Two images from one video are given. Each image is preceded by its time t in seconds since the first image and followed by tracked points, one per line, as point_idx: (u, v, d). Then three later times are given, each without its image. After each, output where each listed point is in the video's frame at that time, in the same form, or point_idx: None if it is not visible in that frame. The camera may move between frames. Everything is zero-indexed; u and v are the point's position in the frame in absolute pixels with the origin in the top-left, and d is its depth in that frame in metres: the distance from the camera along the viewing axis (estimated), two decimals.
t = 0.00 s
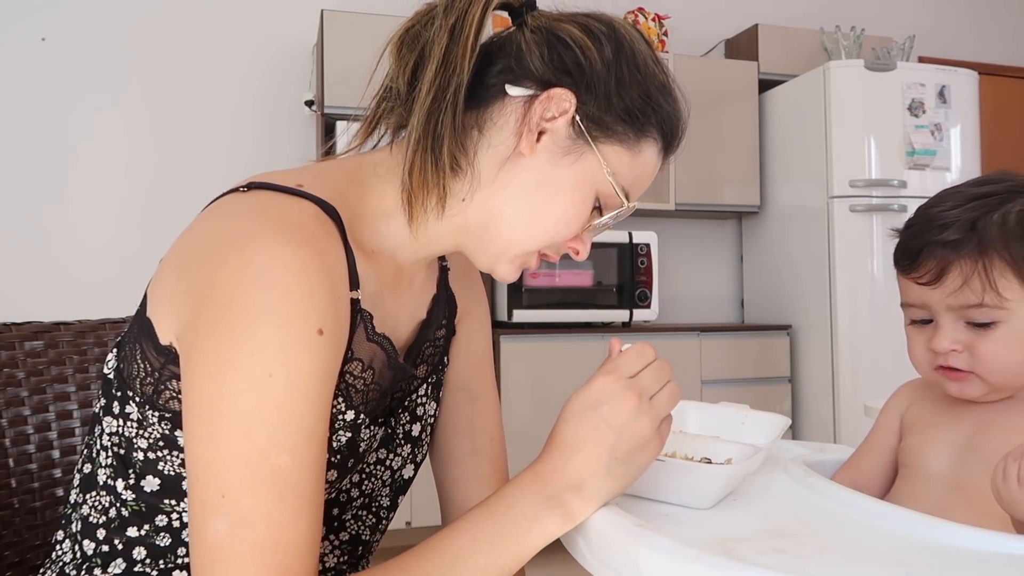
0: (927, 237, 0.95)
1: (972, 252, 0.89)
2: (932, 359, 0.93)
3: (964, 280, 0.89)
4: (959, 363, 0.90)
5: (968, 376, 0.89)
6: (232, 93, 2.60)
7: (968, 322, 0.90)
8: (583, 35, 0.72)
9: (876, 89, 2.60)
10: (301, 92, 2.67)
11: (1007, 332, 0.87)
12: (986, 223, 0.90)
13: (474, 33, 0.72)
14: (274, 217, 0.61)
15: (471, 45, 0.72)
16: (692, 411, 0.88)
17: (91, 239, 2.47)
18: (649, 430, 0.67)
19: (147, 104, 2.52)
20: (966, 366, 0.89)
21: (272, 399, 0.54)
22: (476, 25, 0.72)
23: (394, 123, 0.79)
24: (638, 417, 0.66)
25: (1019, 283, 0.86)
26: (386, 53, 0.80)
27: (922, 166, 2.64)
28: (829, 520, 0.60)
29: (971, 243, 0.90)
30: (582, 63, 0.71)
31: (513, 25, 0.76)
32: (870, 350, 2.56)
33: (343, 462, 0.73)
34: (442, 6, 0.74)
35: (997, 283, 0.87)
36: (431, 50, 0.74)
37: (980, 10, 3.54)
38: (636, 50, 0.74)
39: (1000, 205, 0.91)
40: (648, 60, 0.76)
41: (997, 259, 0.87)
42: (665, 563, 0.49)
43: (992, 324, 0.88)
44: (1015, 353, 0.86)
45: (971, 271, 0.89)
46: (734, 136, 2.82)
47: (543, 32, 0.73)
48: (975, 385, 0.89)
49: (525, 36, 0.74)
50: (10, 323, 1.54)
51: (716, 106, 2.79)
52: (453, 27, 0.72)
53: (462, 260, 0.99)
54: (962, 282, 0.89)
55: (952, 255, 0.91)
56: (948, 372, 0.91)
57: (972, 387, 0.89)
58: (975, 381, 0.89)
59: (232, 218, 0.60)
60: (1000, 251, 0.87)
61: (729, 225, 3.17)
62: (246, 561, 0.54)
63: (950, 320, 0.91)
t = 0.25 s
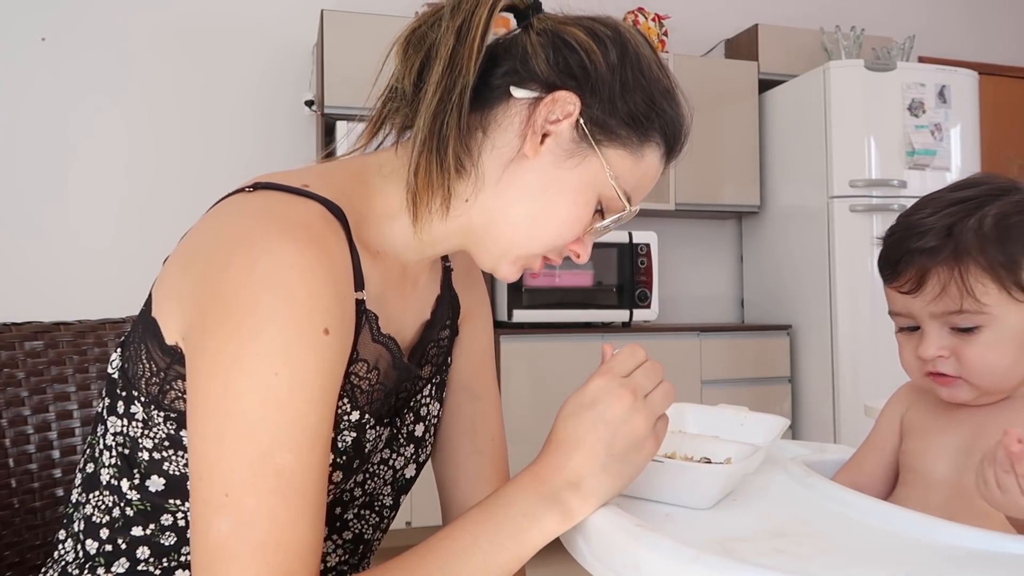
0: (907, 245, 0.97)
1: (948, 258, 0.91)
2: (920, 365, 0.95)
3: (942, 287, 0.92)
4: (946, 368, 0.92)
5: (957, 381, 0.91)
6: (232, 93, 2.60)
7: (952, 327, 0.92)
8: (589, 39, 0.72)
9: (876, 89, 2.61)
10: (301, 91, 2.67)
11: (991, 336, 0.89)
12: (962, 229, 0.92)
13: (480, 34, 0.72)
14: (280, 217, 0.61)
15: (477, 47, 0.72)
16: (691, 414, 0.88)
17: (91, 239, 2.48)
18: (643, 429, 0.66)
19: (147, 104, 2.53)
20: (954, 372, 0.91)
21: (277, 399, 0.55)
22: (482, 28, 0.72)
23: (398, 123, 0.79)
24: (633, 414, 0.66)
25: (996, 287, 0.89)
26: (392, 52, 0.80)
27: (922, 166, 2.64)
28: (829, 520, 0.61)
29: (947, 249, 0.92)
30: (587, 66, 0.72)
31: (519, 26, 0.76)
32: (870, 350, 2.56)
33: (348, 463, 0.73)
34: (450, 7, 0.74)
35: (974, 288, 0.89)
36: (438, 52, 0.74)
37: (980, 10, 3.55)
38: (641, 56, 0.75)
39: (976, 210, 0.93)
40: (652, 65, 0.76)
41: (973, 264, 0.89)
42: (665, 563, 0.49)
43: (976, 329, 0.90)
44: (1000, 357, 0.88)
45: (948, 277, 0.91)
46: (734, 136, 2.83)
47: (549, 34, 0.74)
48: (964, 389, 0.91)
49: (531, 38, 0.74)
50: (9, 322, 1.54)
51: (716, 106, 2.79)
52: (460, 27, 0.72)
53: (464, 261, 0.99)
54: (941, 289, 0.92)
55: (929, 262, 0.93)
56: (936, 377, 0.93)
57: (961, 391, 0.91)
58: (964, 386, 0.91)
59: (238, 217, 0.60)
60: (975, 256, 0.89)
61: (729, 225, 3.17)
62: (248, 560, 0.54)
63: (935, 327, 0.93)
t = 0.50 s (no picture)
0: (896, 253, 0.99)
1: (936, 265, 0.93)
2: (916, 371, 0.95)
3: (931, 294, 0.93)
4: (942, 374, 0.92)
5: (952, 388, 0.91)
6: (231, 91, 2.60)
7: (945, 333, 0.92)
8: (593, 46, 0.73)
9: (876, 89, 2.61)
10: (301, 91, 2.67)
11: (983, 342, 0.90)
12: (950, 235, 0.93)
13: (487, 38, 0.72)
14: (284, 216, 0.61)
15: (484, 52, 0.72)
16: (691, 415, 0.88)
17: (91, 240, 2.47)
18: (645, 427, 0.67)
19: (147, 104, 2.53)
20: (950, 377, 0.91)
21: (280, 399, 0.54)
22: (490, 34, 0.72)
23: (403, 126, 0.79)
24: (635, 414, 0.67)
25: (985, 293, 0.90)
26: (398, 56, 0.81)
27: (922, 166, 2.64)
28: (829, 520, 0.61)
29: (935, 257, 0.93)
30: (592, 74, 0.72)
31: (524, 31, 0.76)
32: (871, 350, 2.56)
33: (349, 464, 0.74)
34: (457, 10, 0.74)
35: (963, 294, 0.91)
36: (444, 54, 0.74)
37: (980, 10, 3.54)
38: (645, 64, 0.75)
39: (964, 215, 0.94)
40: (656, 73, 0.76)
41: (960, 271, 0.91)
42: (666, 563, 0.49)
43: (967, 335, 0.91)
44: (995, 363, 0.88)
45: (937, 285, 0.93)
46: (734, 136, 2.83)
47: (554, 40, 0.74)
48: (962, 396, 0.91)
49: (537, 43, 0.74)
50: (8, 322, 1.54)
51: (716, 106, 2.79)
52: (467, 32, 0.73)
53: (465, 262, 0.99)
54: (931, 295, 0.93)
55: (918, 269, 0.95)
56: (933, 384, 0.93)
57: (958, 398, 0.91)
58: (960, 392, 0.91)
59: (242, 217, 0.61)
60: (962, 263, 0.91)
61: (729, 225, 3.17)
62: (251, 560, 0.54)
63: (928, 334, 0.93)
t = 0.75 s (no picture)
0: (904, 250, 1.00)
1: (945, 262, 0.94)
2: (923, 369, 0.96)
3: (940, 290, 0.94)
4: (948, 373, 0.93)
5: (960, 388, 0.92)
6: (230, 91, 2.60)
7: (952, 331, 0.93)
8: (601, 52, 0.73)
9: (876, 89, 2.61)
10: (301, 91, 2.66)
11: (991, 338, 0.90)
12: (960, 231, 0.95)
13: (495, 43, 0.72)
14: (291, 214, 0.61)
15: (492, 57, 0.72)
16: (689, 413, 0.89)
17: (91, 239, 2.47)
18: (659, 402, 0.67)
19: (146, 104, 2.52)
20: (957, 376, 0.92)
21: (303, 388, 0.54)
22: (498, 36, 0.72)
23: (409, 129, 0.79)
24: (652, 389, 0.67)
25: (994, 289, 0.90)
26: (405, 57, 0.81)
27: (922, 166, 2.64)
28: (831, 520, 0.60)
29: (944, 253, 0.95)
30: (599, 80, 0.72)
31: (531, 36, 0.77)
32: (870, 350, 2.56)
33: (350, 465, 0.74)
34: (466, 11, 0.75)
35: (971, 290, 0.91)
36: (452, 58, 0.74)
37: (980, 10, 3.54)
38: (651, 70, 0.75)
39: (973, 212, 0.96)
40: (663, 79, 0.76)
41: (969, 266, 0.92)
42: (667, 561, 0.49)
43: (974, 332, 0.91)
44: (1001, 361, 0.89)
45: (946, 281, 0.94)
46: (735, 136, 2.82)
47: (561, 46, 0.74)
48: (968, 396, 0.91)
49: (543, 49, 0.74)
50: (8, 322, 1.53)
51: (716, 106, 2.79)
52: (476, 34, 0.73)
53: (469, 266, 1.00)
54: (939, 292, 0.94)
55: (926, 266, 0.96)
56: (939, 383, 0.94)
57: (966, 398, 0.92)
58: (968, 392, 0.91)
59: (249, 216, 0.61)
60: (971, 258, 0.92)
61: (729, 225, 3.17)
62: (287, 552, 0.54)
63: (934, 331, 0.95)
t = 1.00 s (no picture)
0: (902, 246, 0.99)
1: (943, 257, 0.93)
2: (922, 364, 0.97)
3: (937, 286, 0.93)
4: (945, 368, 0.94)
5: (957, 384, 0.94)
6: (230, 91, 2.60)
7: (950, 327, 0.93)
8: (608, 57, 0.74)
9: (876, 89, 2.61)
10: (302, 92, 2.67)
11: (988, 335, 0.90)
12: (959, 228, 0.94)
13: (506, 46, 0.73)
14: (303, 209, 0.62)
15: (502, 61, 0.73)
16: (689, 412, 0.89)
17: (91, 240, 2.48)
18: (668, 354, 0.68)
19: (146, 105, 2.53)
20: (954, 371, 0.93)
21: (334, 369, 0.54)
22: (509, 39, 0.73)
23: (415, 132, 0.79)
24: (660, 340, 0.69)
25: (990, 285, 0.90)
26: (413, 61, 0.81)
27: (922, 166, 2.64)
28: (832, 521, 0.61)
29: (942, 249, 0.94)
30: (606, 85, 0.73)
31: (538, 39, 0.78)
32: (870, 350, 2.57)
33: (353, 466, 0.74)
34: (477, 14, 0.76)
35: (968, 286, 0.91)
36: (462, 62, 0.75)
37: (980, 10, 3.55)
38: (657, 75, 0.76)
39: (973, 210, 0.95)
40: (669, 84, 0.77)
41: (966, 262, 0.91)
42: (668, 561, 0.49)
43: (971, 328, 0.91)
44: (997, 357, 0.89)
45: (943, 277, 0.93)
46: (735, 136, 2.83)
47: (569, 50, 0.75)
48: (965, 392, 0.94)
49: (551, 53, 0.75)
50: (8, 322, 1.54)
51: (715, 106, 2.79)
52: (488, 35, 0.74)
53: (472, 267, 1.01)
54: (936, 288, 0.93)
55: (924, 262, 0.95)
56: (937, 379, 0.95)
57: (962, 393, 0.94)
58: (964, 388, 0.93)
59: (262, 213, 0.61)
60: (969, 255, 0.91)
61: (729, 225, 3.17)
62: (337, 533, 0.54)
63: (932, 327, 0.95)
